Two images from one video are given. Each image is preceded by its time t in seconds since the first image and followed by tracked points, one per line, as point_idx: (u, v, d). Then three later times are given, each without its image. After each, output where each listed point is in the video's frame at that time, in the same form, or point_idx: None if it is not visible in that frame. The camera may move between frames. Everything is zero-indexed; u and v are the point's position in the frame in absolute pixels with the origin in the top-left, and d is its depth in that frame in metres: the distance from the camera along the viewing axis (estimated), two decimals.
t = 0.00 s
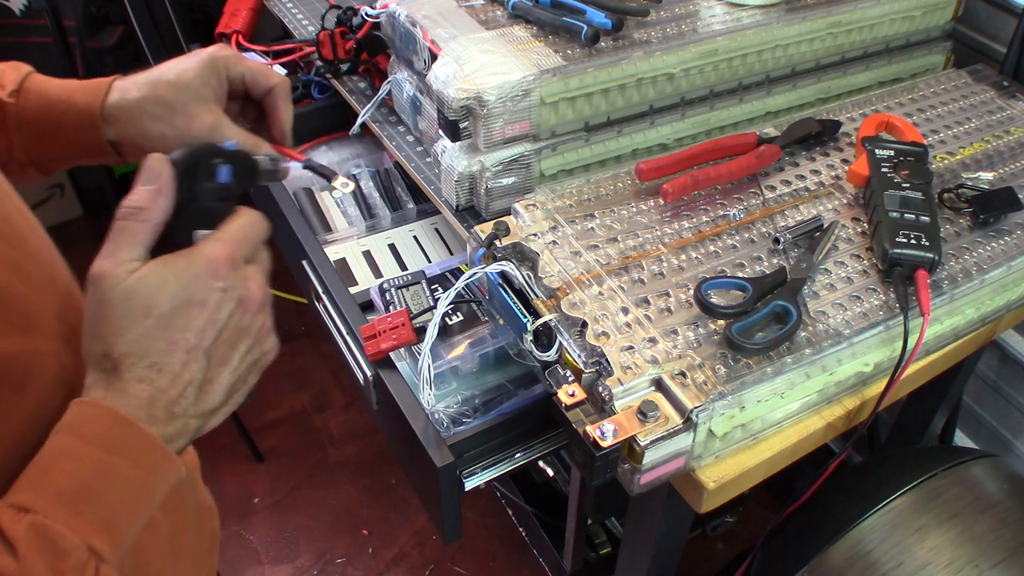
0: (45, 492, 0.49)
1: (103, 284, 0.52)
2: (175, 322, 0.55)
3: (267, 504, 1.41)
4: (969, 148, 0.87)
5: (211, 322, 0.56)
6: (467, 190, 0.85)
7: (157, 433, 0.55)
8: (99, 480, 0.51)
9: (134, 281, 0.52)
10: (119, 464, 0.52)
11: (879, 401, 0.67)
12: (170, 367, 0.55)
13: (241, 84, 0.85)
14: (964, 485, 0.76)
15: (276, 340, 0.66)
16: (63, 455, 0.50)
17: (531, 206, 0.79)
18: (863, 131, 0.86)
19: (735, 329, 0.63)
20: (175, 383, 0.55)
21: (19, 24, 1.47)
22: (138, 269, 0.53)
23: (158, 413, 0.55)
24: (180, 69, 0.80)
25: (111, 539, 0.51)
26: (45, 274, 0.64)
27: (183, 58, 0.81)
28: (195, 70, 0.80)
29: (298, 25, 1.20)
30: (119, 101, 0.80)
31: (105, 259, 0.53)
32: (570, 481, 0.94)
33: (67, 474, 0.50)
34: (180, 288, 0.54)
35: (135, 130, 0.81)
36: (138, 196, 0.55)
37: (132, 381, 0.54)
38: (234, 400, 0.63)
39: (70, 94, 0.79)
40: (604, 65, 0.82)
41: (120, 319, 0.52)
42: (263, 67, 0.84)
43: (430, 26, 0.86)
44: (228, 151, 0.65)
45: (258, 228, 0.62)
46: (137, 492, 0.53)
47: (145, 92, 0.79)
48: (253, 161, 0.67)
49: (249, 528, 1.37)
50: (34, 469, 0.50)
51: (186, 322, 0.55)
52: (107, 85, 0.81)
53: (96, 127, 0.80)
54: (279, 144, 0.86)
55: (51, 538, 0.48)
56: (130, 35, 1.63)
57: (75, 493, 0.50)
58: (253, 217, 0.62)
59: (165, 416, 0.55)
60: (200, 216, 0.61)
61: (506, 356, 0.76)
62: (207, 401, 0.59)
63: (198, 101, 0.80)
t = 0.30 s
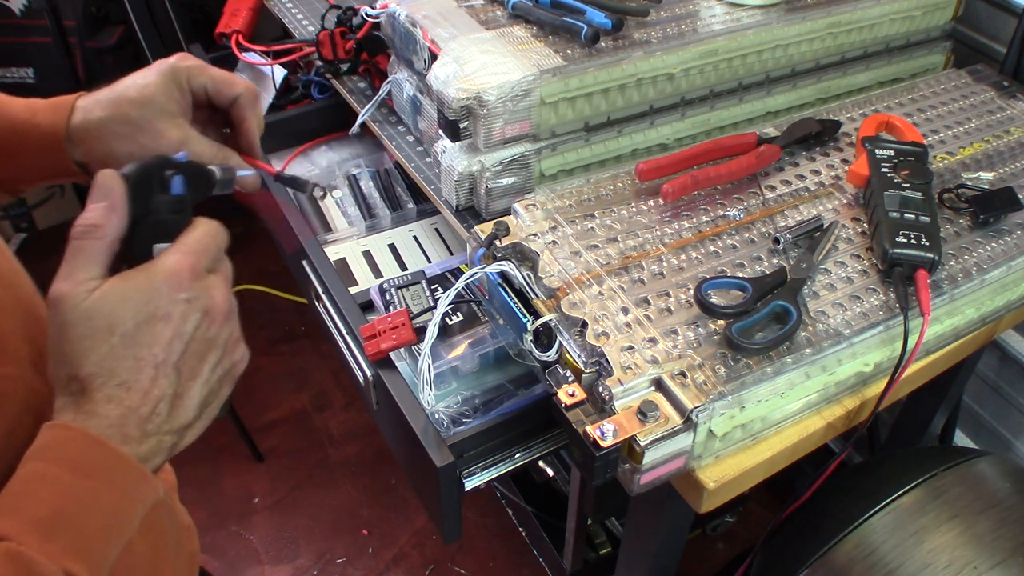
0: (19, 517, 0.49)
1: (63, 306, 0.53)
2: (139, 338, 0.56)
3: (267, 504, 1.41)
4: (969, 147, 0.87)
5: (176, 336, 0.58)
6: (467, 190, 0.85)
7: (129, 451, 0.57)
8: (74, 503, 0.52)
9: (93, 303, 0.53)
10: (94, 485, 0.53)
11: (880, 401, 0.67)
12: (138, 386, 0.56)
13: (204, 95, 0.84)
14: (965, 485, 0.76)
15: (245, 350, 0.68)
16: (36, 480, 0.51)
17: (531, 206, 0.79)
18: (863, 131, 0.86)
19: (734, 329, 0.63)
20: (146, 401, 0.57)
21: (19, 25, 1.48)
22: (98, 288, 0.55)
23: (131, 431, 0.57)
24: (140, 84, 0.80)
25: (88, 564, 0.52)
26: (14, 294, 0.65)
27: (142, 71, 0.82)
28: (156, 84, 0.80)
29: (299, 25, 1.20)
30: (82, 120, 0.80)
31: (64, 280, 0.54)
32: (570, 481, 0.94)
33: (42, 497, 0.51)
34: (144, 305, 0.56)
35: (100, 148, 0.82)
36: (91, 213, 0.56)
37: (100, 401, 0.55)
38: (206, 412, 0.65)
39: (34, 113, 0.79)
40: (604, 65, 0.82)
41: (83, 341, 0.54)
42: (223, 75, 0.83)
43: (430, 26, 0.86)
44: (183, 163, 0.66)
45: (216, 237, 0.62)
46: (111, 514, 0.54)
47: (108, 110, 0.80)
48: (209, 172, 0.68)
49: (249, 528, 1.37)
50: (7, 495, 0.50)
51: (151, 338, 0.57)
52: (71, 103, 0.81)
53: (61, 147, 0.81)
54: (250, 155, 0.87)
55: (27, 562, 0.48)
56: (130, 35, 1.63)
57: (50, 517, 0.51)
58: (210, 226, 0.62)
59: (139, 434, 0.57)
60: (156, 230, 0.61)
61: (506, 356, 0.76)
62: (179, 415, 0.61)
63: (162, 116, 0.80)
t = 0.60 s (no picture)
0: None
1: (46, 314, 0.54)
2: (123, 348, 0.57)
3: (266, 504, 1.41)
4: (969, 147, 0.87)
5: (160, 347, 0.59)
6: (467, 190, 0.85)
7: (110, 461, 0.58)
8: (55, 513, 0.53)
9: (77, 309, 0.55)
10: (75, 496, 0.55)
11: (880, 401, 0.67)
12: (120, 397, 0.57)
13: (183, 102, 0.86)
14: (964, 485, 0.76)
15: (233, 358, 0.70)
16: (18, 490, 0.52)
17: (531, 206, 0.79)
18: (863, 131, 0.86)
19: (735, 329, 0.63)
20: (126, 412, 0.58)
21: (19, 25, 1.48)
22: (82, 295, 0.56)
23: (111, 442, 0.57)
24: (121, 86, 0.81)
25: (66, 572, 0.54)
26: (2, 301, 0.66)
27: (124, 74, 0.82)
28: (137, 86, 0.81)
29: (299, 24, 1.20)
30: (64, 122, 0.80)
31: (49, 287, 0.56)
32: (570, 481, 0.94)
33: (23, 507, 0.52)
34: (127, 313, 0.57)
35: (81, 150, 0.82)
36: (76, 220, 0.56)
37: (81, 411, 0.56)
38: (189, 426, 0.66)
39: (14, 117, 0.79)
40: (604, 65, 0.82)
41: (66, 351, 0.55)
42: (206, 85, 0.85)
43: (430, 26, 0.86)
44: (174, 164, 0.65)
45: (207, 242, 0.65)
46: (93, 522, 0.56)
47: (88, 112, 0.80)
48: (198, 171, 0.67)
49: (249, 528, 1.37)
50: None
51: (134, 348, 0.58)
52: (52, 106, 0.81)
53: (42, 151, 0.81)
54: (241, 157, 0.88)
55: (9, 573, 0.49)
56: (131, 35, 1.62)
57: (32, 526, 0.52)
58: (200, 233, 0.65)
59: (119, 444, 0.58)
60: (146, 234, 0.62)
61: (506, 356, 0.76)
62: (162, 427, 0.62)
63: (146, 117, 0.81)
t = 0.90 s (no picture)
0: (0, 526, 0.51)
1: (42, 309, 0.54)
2: (123, 340, 0.57)
3: (266, 504, 1.41)
4: (969, 147, 0.87)
5: (160, 337, 0.59)
6: (467, 190, 0.85)
7: (113, 459, 0.58)
8: (55, 512, 0.54)
9: (75, 304, 0.54)
10: (75, 494, 0.55)
11: (880, 401, 0.67)
12: (122, 391, 0.57)
13: (183, 115, 0.85)
14: (963, 485, 0.76)
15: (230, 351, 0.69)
16: (19, 490, 0.53)
17: (531, 206, 0.79)
18: (863, 131, 0.86)
19: (734, 329, 0.63)
20: (130, 406, 0.58)
21: (19, 25, 1.48)
22: (79, 289, 0.55)
23: (114, 438, 0.58)
24: (117, 96, 0.81)
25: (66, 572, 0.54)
26: None
27: (124, 85, 0.83)
28: (134, 97, 0.81)
29: (299, 24, 1.20)
30: (57, 127, 0.80)
31: (45, 283, 0.55)
32: (570, 481, 0.94)
33: (24, 505, 0.53)
34: (127, 305, 0.57)
35: (74, 158, 0.82)
36: (70, 215, 0.56)
37: (82, 407, 0.56)
38: (194, 415, 0.66)
39: (9, 120, 0.78)
40: (604, 65, 0.82)
41: (65, 346, 0.54)
42: (207, 101, 0.84)
43: (430, 26, 0.86)
44: (163, 161, 0.65)
45: (198, 235, 0.64)
46: (93, 520, 0.56)
47: (82, 118, 0.80)
48: (185, 168, 0.67)
49: (249, 528, 1.37)
50: None
51: (134, 341, 0.58)
52: (46, 111, 0.81)
53: (36, 154, 0.80)
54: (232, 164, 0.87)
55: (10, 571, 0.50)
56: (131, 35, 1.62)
57: (32, 525, 0.52)
58: (191, 226, 0.64)
59: (122, 440, 0.58)
60: (139, 229, 0.62)
61: (506, 356, 0.76)
62: (165, 419, 0.62)
63: (139, 125, 0.81)
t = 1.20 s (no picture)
0: (27, 529, 0.49)
1: (84, 321, 0.52)
2: (157, 359, 0.55)
3: (266, 504, 1.41)
4: (969, 147, 0.87)
5: (194, 355, 0.57)
6: (467, 190, 0.85)
7: (140, 466, 0.55)
8: (80, 518, 0.51)
9: (117, 321, 0.52)
10: (101, 499, 0.52)
11: (879, 401, 0.67)
12: (152, 404, 0.55)
13: (213, 130, 0.86)
14: (964, 485, 0.76)
15: (256, 370, 0.67)
16: (48, 492, 0.51)
17: (531, 206, 0.79)
18: (863, 131, 0.86)
19: (735, 329, 0.63)
20: (158, 420, 0.55)
21: (19, 25, 1.49)
22: (122, 305, 0.53)
23: (142, 448, 0.55)
24: (144, 107, 0.81)
25: None
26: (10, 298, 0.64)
27: (151, 98, 0.83)
28: (160, 109, 0.81)
29: (298, 25, 1.20)
30: (84, 135, 0.79)
31: (86, 294, 0.53)
32: (570, 481, 0.94)
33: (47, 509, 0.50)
34: (164, 323, 0.55)
35: (97, 165, 0.81)
36: (118, 229, 0.55)
37: (113, 417, 0.54)
38: (211, 431, 0.63)
39: (33, 125, 0.77)
40: (604, 65, 0.82)
41: (100, 357, 0.52)
42: (232, 115, 0.85)
43: (430, 26, 0.86)
44: (207, 179, 0.66)
45: (234, 259, 0.62)
46: (118, 527, 0.53)
47: (109, 128, 0.79)
48: (228, 184, 0.68)
49: (249, 528, 1.37)
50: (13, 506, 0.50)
51: (166, 359, 0.55)
52: (72, 119, 0.80)
53: (60, 161, 0.78)
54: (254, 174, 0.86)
55: None
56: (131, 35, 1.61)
57: (57, 530, 0.50)
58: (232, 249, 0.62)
59: (148, 451, 0.56)
60: (180, 246, 0.60)
61: (506, 356, 0.76)
62: (189, 432, 0.59)
63: (161, 135, 0.81)
